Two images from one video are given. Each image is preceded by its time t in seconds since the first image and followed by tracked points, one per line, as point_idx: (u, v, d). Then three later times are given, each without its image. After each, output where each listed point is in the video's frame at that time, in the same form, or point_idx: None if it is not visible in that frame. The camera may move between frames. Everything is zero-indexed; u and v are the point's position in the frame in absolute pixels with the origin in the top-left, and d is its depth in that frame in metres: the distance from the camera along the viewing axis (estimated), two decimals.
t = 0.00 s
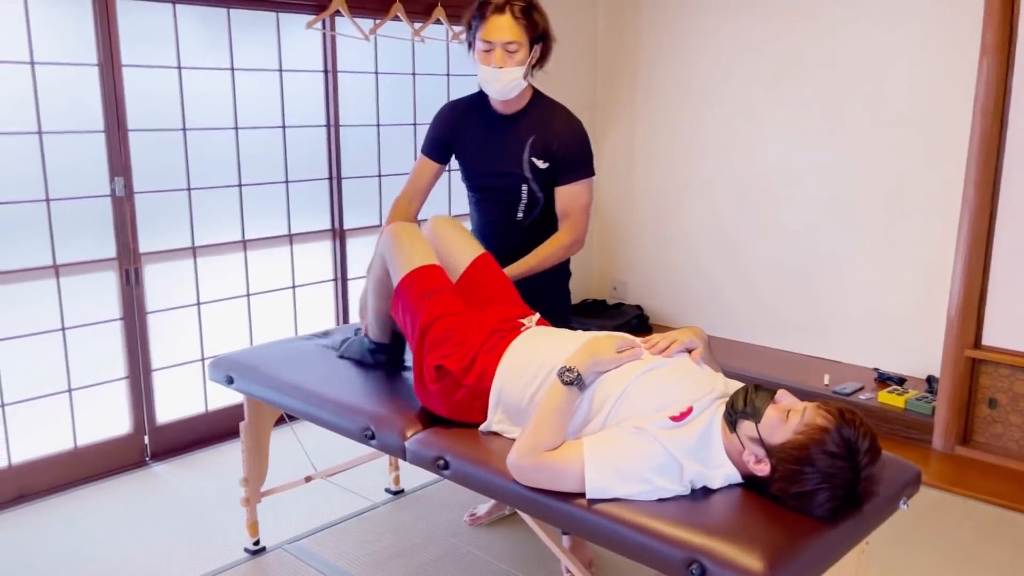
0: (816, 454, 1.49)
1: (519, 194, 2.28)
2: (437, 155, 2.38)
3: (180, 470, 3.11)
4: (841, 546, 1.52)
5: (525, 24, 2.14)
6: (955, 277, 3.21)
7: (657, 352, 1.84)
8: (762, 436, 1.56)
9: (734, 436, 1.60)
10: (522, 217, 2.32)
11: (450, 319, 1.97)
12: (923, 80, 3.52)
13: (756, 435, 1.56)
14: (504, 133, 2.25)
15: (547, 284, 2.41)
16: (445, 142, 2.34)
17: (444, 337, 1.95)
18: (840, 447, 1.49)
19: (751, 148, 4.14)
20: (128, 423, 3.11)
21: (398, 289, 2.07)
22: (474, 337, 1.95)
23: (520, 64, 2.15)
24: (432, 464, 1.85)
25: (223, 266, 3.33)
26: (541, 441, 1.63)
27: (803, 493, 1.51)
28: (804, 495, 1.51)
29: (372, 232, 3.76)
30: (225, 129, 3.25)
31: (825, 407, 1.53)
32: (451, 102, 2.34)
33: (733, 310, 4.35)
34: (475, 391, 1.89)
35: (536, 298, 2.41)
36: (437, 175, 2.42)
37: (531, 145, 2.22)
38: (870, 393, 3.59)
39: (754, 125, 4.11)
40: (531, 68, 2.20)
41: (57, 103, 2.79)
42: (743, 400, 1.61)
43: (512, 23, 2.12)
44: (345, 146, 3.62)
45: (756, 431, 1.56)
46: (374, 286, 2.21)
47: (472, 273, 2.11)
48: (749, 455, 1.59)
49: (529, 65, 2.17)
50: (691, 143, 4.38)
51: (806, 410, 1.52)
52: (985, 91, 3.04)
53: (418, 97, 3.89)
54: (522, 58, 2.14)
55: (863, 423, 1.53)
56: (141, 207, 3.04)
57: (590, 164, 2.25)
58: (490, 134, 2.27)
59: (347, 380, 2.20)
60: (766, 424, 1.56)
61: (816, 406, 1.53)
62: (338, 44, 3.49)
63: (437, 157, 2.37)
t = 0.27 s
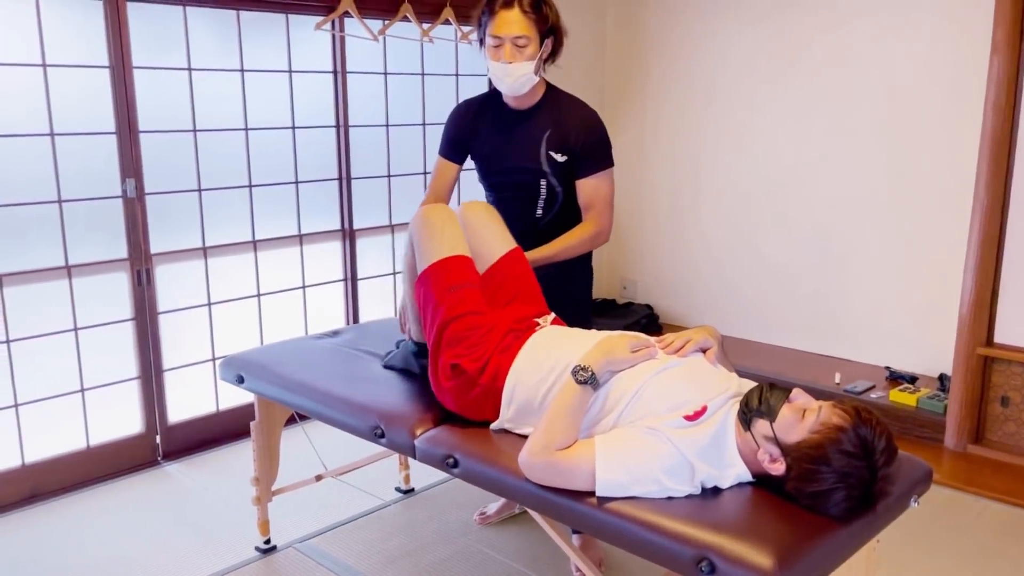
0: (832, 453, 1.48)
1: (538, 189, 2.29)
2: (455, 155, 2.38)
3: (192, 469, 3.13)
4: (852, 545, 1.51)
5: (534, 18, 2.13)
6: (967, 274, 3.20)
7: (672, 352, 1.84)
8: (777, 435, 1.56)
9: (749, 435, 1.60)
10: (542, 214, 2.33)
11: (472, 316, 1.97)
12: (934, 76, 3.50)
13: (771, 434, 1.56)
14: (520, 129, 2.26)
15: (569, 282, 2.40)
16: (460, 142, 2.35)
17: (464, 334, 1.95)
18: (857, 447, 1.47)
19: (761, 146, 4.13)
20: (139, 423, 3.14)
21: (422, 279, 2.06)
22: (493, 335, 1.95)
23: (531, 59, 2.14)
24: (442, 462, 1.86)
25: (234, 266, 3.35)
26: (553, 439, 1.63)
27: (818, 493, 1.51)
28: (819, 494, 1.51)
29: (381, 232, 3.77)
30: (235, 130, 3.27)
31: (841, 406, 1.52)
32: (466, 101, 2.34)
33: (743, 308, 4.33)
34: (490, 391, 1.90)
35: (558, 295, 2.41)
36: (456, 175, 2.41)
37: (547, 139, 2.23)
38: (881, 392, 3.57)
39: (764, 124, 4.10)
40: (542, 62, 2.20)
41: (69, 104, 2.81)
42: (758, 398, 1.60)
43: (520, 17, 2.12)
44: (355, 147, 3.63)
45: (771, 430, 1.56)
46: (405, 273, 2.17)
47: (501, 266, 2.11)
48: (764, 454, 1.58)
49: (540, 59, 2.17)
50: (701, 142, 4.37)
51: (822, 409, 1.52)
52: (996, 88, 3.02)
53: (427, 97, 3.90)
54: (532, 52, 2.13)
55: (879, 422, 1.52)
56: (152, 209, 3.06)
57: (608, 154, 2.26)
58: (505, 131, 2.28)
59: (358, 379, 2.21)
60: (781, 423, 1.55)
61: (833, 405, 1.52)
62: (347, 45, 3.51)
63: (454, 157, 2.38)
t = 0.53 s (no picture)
0: (846, 463, 1.47)
1: (558, 193, 2.28)
2: (465, 166, 2.39)
3: (204, 474, 3.14)
4: (868, 555, 1.50)
5: (540, 19, 2.12)
6: (981, 276, 3.17)
7: (684, 359, 1.82)
8: (790, 444, 1.54)
9: (762, 444, 1.59)
10: (564, 217, 2.32)
11: (487, 323, 1.94)
12: (947, 76, 3.47)
13: (784, 443, 1.55)
14: (534, 133, 2.25)
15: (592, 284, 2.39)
16: (471, 152, 2.35)
17: (478, 343, 1.93)
18: (872, 456, 1.46)
19: (772, 148, 4.10)
20: (151, 428, 3.15)
21: (439, 285, 2.01)
22: (506, 343, 1.94)
23: (540, 61, 2.14)
24: (452, 470, 1.85)
25: (244, 272, 3.35)
26: (565, 448, 1.62)
27: (833, 503, 1.49)
28: (834, 504, 1.49)
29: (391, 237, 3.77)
30: (245, 136, 3.27)
31: (856, 415, 1.50)
32: (476, 112, 2.34)
33: (754, 310, 4.31)
34: (501, 400, 1.90)
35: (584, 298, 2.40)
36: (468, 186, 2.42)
37: (564, 141, 2.22)
38: (895, 394, 3.54)
39: (774, 125, 4.07)
40: (551, 63, 2.19)
41: (80, 112, 2.82)
42: (771, 407, 1.59)
43: (527, 20, 2.11)
44: (364, 151, 3.63)
45: (785, 439, 1.55)
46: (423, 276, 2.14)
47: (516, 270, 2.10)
48: (777, 463, 1.57)
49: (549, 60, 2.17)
50: (712, 143, 4.35)
51: (836, 418, 1.50)
52: (1010, 88, 2.99)
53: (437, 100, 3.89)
54: (541, 55, 2.13)
55: (895, 431, 1.51)
56: (163, 215, 3.07)
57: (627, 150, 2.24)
58: (519, 138, 2.27)
59: (368, 386, 2.20)
60: (795, 431, 1.54)
61: (847, 414, 1.51)
62: (356, 50, 3.51)
63: (465, 169, 2.39)
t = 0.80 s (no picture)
0: (847, 471, 1.45)
1: (562, 198, 2.26)
2: (466, 175, 2.35)
3: (206, 483, 3.13)
4: (870, 563, 1.48)
5: (535, 23, 2.10)
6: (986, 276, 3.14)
7: (683, 366, 1.80)
8: (790, 453, 1.52)
9: (762, 452, 1.57)
10: (568, 222, 2.31)
11: (479, 330, 1.94)
12: (949, 74, 3.44)
13: (784, 451, 1.53)
14: (536, 138, 2.23)
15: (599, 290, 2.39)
16: (471, 161, 2.32)
17: (471, 350, 1.93)
18: (873, 464, 1.44)
19: (773, 147, 4.08)
20: (153, 436, 3.14)
21: (432, 294, 2.03)
22: (502, 351, 1.93)
23: (539, 65, 2.11)
24: (451, 480, 1.84)
25: (245, 279, 3.34)
26: (564, 458, 1.61)
27: (834, 511, 1.47)
28: (836, 512, 1.47)
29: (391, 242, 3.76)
30: (243, 142, 3.26)
31: (856, 422, 1.48)
32: (473, 120, 2.31)
33: (758, 311, 4.29)
34: (496, 409, 1.88)
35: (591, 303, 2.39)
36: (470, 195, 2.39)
37: (567, 144, 2.21)
38: (900, 395, 3.52)
39: (776, 124, 4.05)
40: (548, 66, 2.18)
41: (78, 120, 2.81)
42: (771, 415, 1.57)
43: (522, 25, 2.08)
44: (364, 156, 3.62)
45: (785, 447, 1.53)
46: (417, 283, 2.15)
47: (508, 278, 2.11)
48: (778, 471, 1.55)
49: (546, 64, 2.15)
50: (713, 143, 4.33)
51: (836, 425, 1.48)
52: (1013, 85, 2.97)
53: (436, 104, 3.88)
54: (539, 59, 2.11)
55: (896, 437, 1.49)
56: (161, 222, 3.06)
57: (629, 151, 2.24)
58: (520, 144, 2.25)
59: (367, 396, 2.19)
60: (795, 440, 1.52)
61: (847, 420, 1.49)
62: (354, 55, 3.50)
63: (466, 178, 2.35)
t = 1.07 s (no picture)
0: (833, 465, 1.44)
1: (549, 195, 2.25)
2: (450, 175, 2.33)
3: (195, 488, 3.12)
4: (857, 557, 1.48)
5: (518, 20, 2.09)
6: (971, 266, 3.15)
7: (669, 364, 1.81)
8: (777, 447, 1.52)
9: (749, 447, 1.57)
10: (555, 220, 2.29)
11: (466, 330, 1.94)
12: (931, 64, 3.45)
13: (771, 446, 1.53)
14: (522, 136, 2.22)
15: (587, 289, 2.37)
16: (456, 160, 2.30)
17: (460, 351, 1.92)
18: (859, 458, 1.43)
19: (758, 141, 4.08)
20: (141, 443, 3.12)
21: (419, 295, 2.02)
22: (490, 353, 1.93)
23: (524, 63, 2.10)
24: (438, 481, 1.83)
25: (231, 283, 3.33)
26: (551, 457, 1.60)
27: (821, 505, 1.47)
28: (822, 506, 1.47)
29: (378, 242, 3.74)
30: (226, 146, 3.24)
31: (842, 415, 1.48)
32: (458, 119, 2.30)
33: (747, 304, 4.29)
34: (484, 410, 1.88)
35: (580, 301, 2.37)
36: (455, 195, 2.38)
37: (553, 141, 2.20)
38: (888, 385, 3.53)
39: (760, 118, 4.05)
40: (532, 63, 2.16)
41: (57, 126, 2.79)
42: (757, 410, 1.57)
43: (505, 23, 2.07)
44: (348, 157, 3.60)
45: (771, 442, 1.53)
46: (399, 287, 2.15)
47: (495, 278, 2.11)
48: (765, 466, 1.55)
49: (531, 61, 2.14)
50: (698, 138, 4.33)
51: (822, 419, 1.48)
52: (994, 75, 2.97)
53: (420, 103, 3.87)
54: (525, 57, 2.10)
55: (882, 430, 1.48)
56: (145, 228, 3.04)
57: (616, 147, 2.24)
58: (506, 142, 2.24)
59: (353, 399, 2.18)
60: (781, 434, 1.51)
61: (833, 414, 1.49)
62: (337, 55, 3.48)
63: (450, 178, 2.33)
